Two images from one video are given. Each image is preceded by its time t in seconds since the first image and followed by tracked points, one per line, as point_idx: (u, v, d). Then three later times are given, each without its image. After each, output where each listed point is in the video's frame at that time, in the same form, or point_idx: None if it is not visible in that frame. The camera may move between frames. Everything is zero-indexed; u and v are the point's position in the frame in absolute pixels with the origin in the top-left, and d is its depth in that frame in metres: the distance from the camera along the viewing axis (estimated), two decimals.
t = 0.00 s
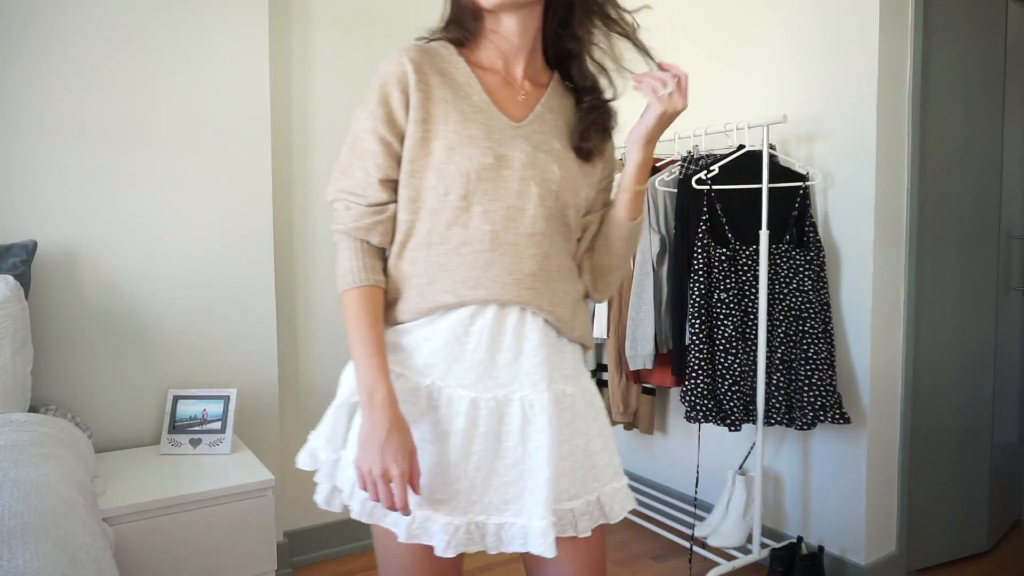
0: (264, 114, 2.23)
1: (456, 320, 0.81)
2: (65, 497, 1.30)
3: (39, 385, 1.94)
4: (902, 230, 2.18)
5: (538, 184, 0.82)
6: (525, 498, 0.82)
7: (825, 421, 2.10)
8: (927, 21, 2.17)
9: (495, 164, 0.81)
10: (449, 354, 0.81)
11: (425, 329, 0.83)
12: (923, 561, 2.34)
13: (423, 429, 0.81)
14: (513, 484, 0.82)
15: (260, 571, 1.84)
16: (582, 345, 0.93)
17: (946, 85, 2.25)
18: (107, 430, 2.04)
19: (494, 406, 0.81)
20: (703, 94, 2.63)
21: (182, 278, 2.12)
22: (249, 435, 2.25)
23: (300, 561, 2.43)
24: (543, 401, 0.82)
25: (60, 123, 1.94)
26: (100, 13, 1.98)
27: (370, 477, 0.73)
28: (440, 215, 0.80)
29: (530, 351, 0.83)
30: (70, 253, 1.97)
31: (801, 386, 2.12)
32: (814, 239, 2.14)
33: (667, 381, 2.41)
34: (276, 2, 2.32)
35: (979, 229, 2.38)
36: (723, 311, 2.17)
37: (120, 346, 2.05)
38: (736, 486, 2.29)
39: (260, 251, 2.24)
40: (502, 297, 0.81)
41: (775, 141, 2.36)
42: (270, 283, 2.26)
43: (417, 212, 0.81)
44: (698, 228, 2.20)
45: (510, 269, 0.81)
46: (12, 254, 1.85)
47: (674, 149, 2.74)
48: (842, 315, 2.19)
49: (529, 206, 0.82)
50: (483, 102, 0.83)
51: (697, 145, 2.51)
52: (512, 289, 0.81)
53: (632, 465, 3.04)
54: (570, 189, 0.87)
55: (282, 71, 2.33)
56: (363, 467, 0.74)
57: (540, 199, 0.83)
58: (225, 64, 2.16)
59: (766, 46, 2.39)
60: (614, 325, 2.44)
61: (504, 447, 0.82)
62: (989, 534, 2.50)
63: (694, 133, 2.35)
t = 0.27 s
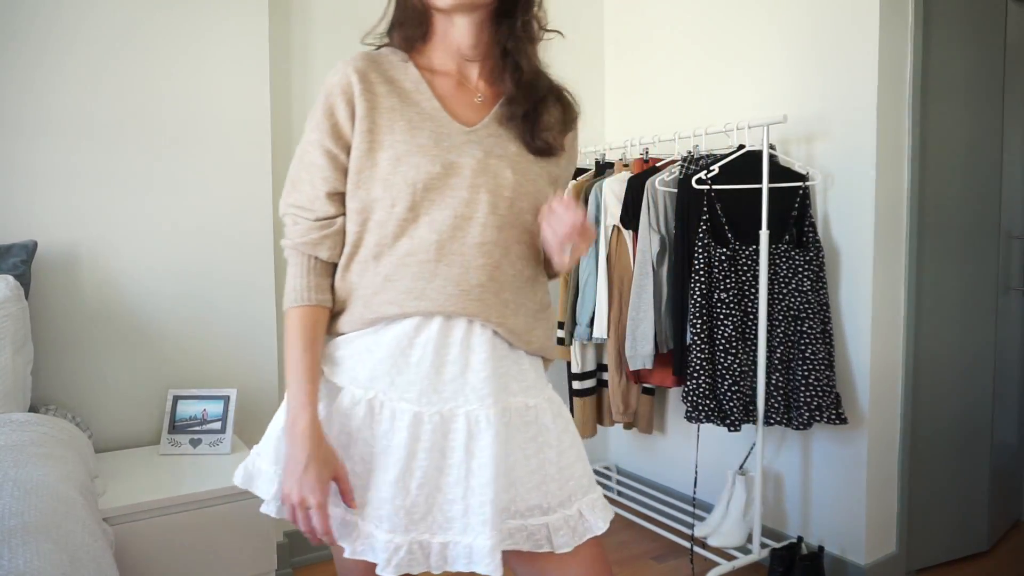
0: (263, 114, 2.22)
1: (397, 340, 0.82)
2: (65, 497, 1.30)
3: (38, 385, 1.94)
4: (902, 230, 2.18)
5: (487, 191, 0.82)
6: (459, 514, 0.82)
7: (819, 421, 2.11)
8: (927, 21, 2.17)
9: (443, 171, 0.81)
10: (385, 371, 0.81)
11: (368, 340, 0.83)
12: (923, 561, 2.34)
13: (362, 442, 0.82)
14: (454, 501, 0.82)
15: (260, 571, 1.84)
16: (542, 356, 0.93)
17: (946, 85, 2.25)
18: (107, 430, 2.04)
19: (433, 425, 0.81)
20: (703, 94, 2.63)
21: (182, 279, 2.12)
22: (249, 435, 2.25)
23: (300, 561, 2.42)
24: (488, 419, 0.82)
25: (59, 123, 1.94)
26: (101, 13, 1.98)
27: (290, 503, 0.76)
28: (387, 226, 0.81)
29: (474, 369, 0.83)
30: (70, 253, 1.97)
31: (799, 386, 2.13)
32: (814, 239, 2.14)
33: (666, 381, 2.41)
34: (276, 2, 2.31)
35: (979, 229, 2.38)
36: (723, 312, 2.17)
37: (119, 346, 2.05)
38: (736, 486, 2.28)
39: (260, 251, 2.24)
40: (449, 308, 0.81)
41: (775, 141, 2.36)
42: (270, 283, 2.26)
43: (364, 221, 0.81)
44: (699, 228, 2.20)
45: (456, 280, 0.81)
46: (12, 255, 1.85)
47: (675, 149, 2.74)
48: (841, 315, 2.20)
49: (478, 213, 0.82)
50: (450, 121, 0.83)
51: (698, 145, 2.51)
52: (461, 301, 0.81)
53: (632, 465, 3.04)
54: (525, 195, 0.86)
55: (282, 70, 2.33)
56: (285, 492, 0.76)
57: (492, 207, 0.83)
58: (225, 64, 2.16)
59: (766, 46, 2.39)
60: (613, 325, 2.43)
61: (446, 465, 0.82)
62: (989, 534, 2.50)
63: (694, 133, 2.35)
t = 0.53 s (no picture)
0: (263, 114, 2.22)
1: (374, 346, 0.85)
2: (65, 497, 1.30)
3: (38, 385, 1.94)
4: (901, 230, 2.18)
5: (455, 192, 0.83)
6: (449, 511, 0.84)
7: (820, 420, 2.12)
8: (927, 21, 2.17)
9: (408, 176, 0.83)
10: (362, 380, 0.84)
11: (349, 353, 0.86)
12: (923, 561, 2.34)
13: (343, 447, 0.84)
14: (441, 502, 0.83)
15: (260, 570, 1.84)
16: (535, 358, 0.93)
17: (945, 84, 2.25)
18: (107, 430, 2.04)
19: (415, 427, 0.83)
20: (702, 94, 2.63)
21: (183, 278, 2.13)
22: (249, 435, 2.25)
23: (300, 561, 2.42)
24: (472, 420, 0.83)
25: (59, 123, 1.94)
26: (101, 13, 1.98)
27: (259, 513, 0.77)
28: (360, 231, 0.83)
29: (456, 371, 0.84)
30: (70, 253, 1.97)
31: (799, 386, 2.13)
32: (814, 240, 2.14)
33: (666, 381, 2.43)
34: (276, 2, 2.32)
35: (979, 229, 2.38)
36: (723, 312, 2.17)
37: (119, 346, 2.05)
38: (735, 487, 2.29)
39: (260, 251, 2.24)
40: (425, 311, 0.82)
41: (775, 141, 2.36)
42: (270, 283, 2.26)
43: (340, 228, 0.85)
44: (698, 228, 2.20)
45: (432, 283, 0.82)
46: (12, 255, 1.85)
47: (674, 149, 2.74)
48: (841, 315, 2.20)
49: (449, 217, 0.83)
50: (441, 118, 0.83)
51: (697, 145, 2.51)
52: (438, 303, 0.82)
53: (632, 464, 3.04)
54: (497, 195, 0.86)
55: (282, 70, 2.33)
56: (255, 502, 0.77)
57: (461, 206, 0.83)
58: (225, 64, 2.16)
59: (765, 46, 2.39)
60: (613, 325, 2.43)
61: (432, 465, 0.84)
62: (989, 534, 2.50)
63: (694, 133, 2.34)
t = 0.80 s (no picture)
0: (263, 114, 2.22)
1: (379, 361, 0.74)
2: (65, 497, 1.30)
3: (38, 385, 1.94)
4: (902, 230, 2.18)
5: (442, 175, 0.74)
6: (380, 542, 0.72)
7: (820, 421, 2.11)
8: (928, 21, 2.17)
9: (390, 155, 0.74)
10: (338, 385, 0.74)
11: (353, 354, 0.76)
12: (923, 561, 2.34)
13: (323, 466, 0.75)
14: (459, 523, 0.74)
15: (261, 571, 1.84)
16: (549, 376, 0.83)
17: (945, 84, 2.25)
18: (107, 430, 2.04)
19: (374, 443, 0.72)
20: (702, 93, 2.63)
21: (183, 278, 2.13)
22: (249, 435, 2.25)
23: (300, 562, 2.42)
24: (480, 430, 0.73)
25: (59, 123, 1.94)
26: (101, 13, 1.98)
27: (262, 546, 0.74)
28: (336, 217, 0.74)
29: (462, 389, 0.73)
30: (70, 253, 1.97)
31: (800, 386, 2.13)
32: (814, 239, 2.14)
33: (667, 381, 2.41)
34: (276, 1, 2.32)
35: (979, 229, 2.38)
36: (722, 311, 2.17)
37: (120, 346, 2.05)
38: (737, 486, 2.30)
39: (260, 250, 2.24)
40: (402, 312, 0.73)
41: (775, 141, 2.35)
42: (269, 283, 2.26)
43: (320, 223, 0.77)
44: (697, 228, 2.20)
45: (416, 279, 0.73)
46: (12, 255, 1.85)
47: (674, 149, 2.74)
48: (842, 315, 2.19)
49: (434, 202, 0.74)
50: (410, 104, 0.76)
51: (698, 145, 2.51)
52: (422, 302, 0.73)
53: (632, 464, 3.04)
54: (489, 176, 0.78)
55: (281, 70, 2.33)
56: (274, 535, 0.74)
57: (448, 190, 0.74)
58: (225, 63, 2.16)
59: (765, 46, 2.39)
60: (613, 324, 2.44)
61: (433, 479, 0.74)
62: (990, 534, 2.50)
63: (694, 133, 2.34)
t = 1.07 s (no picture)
0: (263, 114, 2.23)
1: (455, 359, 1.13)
2: (66, 497, 1.30)
3: (37, 385, 1.94)
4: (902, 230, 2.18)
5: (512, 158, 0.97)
6: (497, 491, 1.04)
7: (818, 421, 2.12)
8: (927, 21, 2.18)
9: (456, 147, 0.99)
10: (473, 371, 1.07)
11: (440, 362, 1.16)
12: (923, 561, 2.34)
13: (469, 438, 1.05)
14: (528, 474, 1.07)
15: (260, 571, 1.83)
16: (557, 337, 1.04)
17: (945, 85, 2.25)
18: (107, 430, 2.04)
19: (488, 424, 1.05)
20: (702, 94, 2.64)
21: (183, 278, 2.13)
22: (249, 435, 2.25)
23: (300, 562, 2.43)
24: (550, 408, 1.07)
25: (60, 123, 1.94)
26: (102, 13, 1.98)
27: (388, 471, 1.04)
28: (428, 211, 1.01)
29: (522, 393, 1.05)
30: (70, 253, 1.97)
31: (799, 386, 2.14)
32: (814, 239, 2.14)
33: (666, 381, 2.42)
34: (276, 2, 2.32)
35: (979, 229, 2.38)
36: (722, 311, 2.18)
37: (120, 346, 2.05)
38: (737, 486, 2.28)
39: (260, 251, 2.24)
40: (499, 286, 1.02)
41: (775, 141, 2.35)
42: (269, 284, 2.26)
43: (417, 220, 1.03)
44: (697, 228, 2.21)
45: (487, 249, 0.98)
46: (12, 254, 1.84)
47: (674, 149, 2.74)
48: (842, 315, 2.19)
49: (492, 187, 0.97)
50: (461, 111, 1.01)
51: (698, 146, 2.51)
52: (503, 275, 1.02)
53: (631, 464, 3.04)
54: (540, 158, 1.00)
55: (281, 70, 2.33)
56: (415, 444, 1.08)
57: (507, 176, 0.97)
58: (225, 64, 2.16)
59: (765, 46, 2.39)
60: (613, 324, 2.46)
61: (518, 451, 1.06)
62: (990, 534, 2.50)
63: (694, 133, 2.34)
